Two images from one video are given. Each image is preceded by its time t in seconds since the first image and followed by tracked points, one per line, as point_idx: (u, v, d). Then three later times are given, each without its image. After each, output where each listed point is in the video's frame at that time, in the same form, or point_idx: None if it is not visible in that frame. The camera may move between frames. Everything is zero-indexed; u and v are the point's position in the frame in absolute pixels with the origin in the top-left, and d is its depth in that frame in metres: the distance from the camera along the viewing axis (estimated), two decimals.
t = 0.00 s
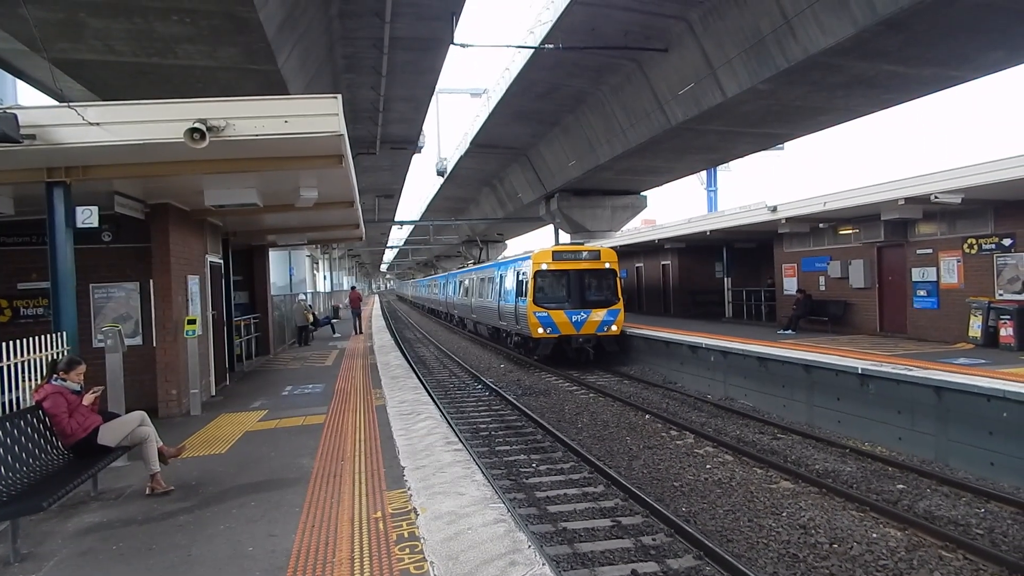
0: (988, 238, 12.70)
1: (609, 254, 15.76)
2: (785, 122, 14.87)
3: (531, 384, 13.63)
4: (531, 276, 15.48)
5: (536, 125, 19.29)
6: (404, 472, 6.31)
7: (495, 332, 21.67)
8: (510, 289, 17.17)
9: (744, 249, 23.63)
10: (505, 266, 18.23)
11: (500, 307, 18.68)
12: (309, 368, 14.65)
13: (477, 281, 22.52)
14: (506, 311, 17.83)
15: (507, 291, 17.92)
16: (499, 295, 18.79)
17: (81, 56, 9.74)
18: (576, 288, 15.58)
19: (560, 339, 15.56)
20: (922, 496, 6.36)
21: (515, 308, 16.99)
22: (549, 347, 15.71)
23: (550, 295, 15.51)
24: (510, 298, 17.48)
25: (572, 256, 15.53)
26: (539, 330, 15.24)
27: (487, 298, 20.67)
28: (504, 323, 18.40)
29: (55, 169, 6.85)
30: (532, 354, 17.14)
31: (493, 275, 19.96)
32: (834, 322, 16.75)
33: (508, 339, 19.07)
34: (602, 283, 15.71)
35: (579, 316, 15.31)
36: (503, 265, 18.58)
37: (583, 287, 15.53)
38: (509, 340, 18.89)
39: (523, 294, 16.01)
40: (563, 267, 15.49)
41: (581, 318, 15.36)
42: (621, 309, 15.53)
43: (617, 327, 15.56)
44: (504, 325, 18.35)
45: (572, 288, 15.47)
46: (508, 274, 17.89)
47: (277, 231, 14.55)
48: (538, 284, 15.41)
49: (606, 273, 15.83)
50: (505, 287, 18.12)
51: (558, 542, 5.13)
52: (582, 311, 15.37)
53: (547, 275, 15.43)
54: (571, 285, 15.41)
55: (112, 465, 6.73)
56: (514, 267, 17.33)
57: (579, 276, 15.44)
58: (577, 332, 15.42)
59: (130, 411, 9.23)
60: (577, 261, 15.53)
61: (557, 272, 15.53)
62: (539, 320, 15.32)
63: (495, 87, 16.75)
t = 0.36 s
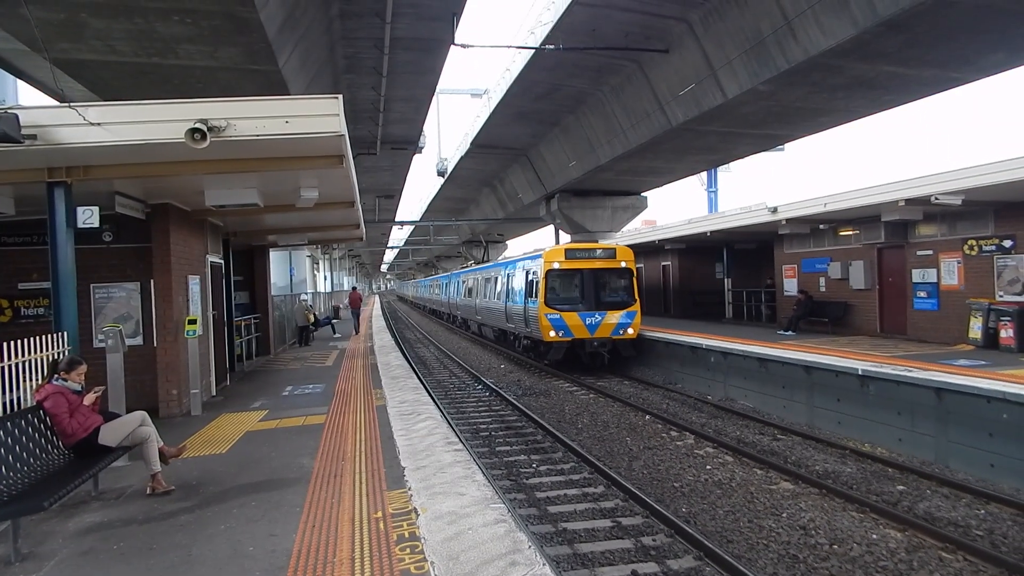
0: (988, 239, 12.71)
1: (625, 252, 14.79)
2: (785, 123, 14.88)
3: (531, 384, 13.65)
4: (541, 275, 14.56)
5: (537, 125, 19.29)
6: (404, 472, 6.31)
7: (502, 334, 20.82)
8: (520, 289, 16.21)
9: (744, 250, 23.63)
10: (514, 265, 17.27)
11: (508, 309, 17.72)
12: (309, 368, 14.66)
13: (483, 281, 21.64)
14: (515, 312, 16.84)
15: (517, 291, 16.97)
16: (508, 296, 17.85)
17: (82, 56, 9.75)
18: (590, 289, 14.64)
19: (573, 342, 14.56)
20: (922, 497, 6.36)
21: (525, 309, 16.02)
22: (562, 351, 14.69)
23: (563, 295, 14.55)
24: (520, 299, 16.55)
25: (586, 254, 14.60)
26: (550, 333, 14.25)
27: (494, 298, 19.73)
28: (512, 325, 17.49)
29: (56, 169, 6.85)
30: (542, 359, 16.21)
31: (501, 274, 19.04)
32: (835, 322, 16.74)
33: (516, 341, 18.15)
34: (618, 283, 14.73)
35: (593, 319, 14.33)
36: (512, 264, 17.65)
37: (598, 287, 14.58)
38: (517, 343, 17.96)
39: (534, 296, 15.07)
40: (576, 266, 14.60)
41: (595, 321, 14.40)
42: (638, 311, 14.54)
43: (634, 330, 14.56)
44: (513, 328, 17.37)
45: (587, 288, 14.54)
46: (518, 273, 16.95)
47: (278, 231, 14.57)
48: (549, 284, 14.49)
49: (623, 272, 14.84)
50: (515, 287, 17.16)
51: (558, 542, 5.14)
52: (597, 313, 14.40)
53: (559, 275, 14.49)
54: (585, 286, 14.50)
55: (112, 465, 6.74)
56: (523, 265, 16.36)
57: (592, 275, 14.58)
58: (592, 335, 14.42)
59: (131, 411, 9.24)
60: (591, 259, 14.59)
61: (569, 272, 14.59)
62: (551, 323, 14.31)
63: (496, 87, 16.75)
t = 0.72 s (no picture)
0: (988, 240, 12.70)
1: (642, 249, 13.83)
2: (786, 122, 14.87)
3: (532, 383, 13.65)
4: (553, 274, 13.54)
5: (537, 125, 19.28)
6: (404, 471, 6.32)
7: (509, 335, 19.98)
8: (530, 289, 15.18)
9: (745, 249, 23.62)
10: (524, 262, 16.29)
11: (517, 309, 16.73)
12: (310, 367, 14.65)
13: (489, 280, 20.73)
14: (524, 312, 15.82)
15: (527, 290, 15.99)
16: (517, 296, 16.89)
17: (83, 55, 9.74)
18: (605, 288, 13.66)
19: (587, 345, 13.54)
20: (922, 497, 6.37)
21: (536, 309, 15.08)
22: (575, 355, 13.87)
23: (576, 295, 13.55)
24: (530, 300, 15.58)
25: (601, 251, 13.60)
26: (563, 335, 13.28)
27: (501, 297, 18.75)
28: (521, 326, 16.54)
29: (57, 168, 6.85)
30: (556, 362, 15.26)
31: (508, 272, 18.05)
32: (835, 322, 16.75)
33: (525, 344, 17.22)
34: (634, 283, 13.76)
35: (609, 320, 13.36)
36: (521, 262, 16.66)
37: (614, 286, 13.60)
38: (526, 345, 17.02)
39: (545, 296, 14.11)
40: (590, 263, 13.59)
41: (611, 322, 13.42)
42: (656, 312, 13.64)
43: (651, 332, 13.65)
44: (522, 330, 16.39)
45: (601, 287, 13.59)
46: (528, 272, 15.98)
47: (278, 230, 14.57)
48: (561, 283, 13.48)
49: (640, 270, 13.87)
50: (524, 285, 16.19)
51: (558, 541, 5.14)
52: (613, 314, 13.44)
53: (572, 273, 13.50)
54: (599, 285, 13.56)
55: (113, 464, 6.75)
56: (534, 263, 15.41)
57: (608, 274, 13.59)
58: (607, 338, 13.45)
59: (131, 410, 9.25)
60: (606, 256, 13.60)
61: (583, 270, 13.60)
62: (564, 324, 13.33)
63: (496, 86, 16.75)
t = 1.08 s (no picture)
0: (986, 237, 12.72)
1: (658, 244, 13.30)
2: (784, 120, 14.86)
3: (530, 381, 13.64)
4: (564, 270, 12.88)
5: (536, 122, 19.26)
6: (402, 469, 6.31)
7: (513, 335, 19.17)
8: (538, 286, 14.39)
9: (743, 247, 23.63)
10: (531, 258, 15.47)
11: (524, 308, 15.86)
12: (308, 365, 14.63)
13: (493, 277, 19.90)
14: (531, 311, 14.97)
15: (534, 288, 15.17)
16: (523, 294, 16.06)
17: (80, 52, 9.70)
18: (619, 285, 13.06)
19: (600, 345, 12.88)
20: (920, 494, 6.38)
21: (544, 308, 14.30)
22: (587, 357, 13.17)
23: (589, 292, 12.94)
24: (538, 298, 14.75)
25: (615, 246, 13.01)
26: (575, 336, 12.67)
27: (506, 296, 17.89)
28: (527, 325, 15.70)
29: (53, 165, 6.82)
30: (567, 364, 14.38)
31: (514, 268, 17.20)
32: (834, 320, 16.73)
33: (531, 344, 16.36)
34: (649, 280, 13.19)
35: (622, 319, 12.80)
36: (528, 258, 15.83)
37: (628, 283, 13.01)
38: (532, 346, 16.18)
39: (555, 294, 13.40)
40: (604, 259, 12.98)
41: (626, 321, 12.85)
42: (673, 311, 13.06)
43: (668, 332, 13.02)
44: (529, 330, 15.52)
45: (615, 284, 12.97)
46: (536, 268, 15.16)
47: (276, 228, 14.54)
48: (573, 280, 12.84)
49: (655, 267, 13.30)
50: (531, 283, 15.36)
51: (556, 538, 5.15)
52: (627, 313, 12.87)
53: (585, 269, 12.85)
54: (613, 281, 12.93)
55: (111, 462, 6.73)
56: (543, 259, 14.60)
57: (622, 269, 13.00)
58: (621, 338, 12.86)
59: (129, 408, 9.23)
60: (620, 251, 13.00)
61: (596, 266, 12.97)
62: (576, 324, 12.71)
63: (494, 84, 16.72)
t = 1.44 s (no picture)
0: (985, 232, 12.73)
1: (678, 237, 12.20)
2: (784, 115, 14.84)
3: (529, 377, 13.66)
4: (577, 264, 11.82)
5: (535, 118, 19.23)
6: (403, 465, 6.31)
7: (522, 332, 18.39)
8: (548, 282, 13.40)
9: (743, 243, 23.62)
10: (540, 252, 14.43)
11: (532, 305, 14.87)
12: (308, 362, 14.62)
13: (498, 273, 19.05)
14: (541, 308, 13.96)
15: (543, 283, 14.18)
16: (531, 290, 15.13)
17: (78, 49, 9.68)
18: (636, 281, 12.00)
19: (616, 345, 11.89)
20: (919, 489, 6.40)
21: (554, 305, 13.32)
22: (602, 358, 12.21)
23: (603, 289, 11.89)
24: (548, 295, 13.69)
25: (631, 238, 11.94)
26: (589, 335, 11.66)
27: (512, 292, 16.98)
28: (536, 324, 14.73)
29: (51, 162, 6.80)
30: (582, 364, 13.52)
31: (520, 263, 16.22)
32: (833, 315, 16.75)
33: (541, 344, 15.50)
34: (669, 275, 12.14)
35: (640, 318, 11.79)
36: (536, 251, 14.79)
37: (646, 279, 11.97)
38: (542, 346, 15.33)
39: (567, 290, 12.35)
40: (619, 253, 11.92)
41: (644, 320, 11.82)
42: (694, 308, 12.05)
43: (689, 331, 12.01)
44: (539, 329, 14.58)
45: (633, 280, 11.91)
46: (545, 262, 14.12)
47: (275, 225, 14.53)
48: (586, 275, 11.79)
49: (675, 261, 12.24)
50: (540, 278, 14.36)
51: (556, 535, 5.15)
52: (645, 311, 11.83)
53: (599, 264, 11.82)
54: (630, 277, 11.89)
55: (111, 459, 6.73)
56: (553, 252, 13.55)
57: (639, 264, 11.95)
58: (639, 338, 11.85)
59: (129, 406, 9.22)
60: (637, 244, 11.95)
61: (611, 260, 11.92)
62: (591, 323, 11.70)
63: (493, 80, 16.69)
